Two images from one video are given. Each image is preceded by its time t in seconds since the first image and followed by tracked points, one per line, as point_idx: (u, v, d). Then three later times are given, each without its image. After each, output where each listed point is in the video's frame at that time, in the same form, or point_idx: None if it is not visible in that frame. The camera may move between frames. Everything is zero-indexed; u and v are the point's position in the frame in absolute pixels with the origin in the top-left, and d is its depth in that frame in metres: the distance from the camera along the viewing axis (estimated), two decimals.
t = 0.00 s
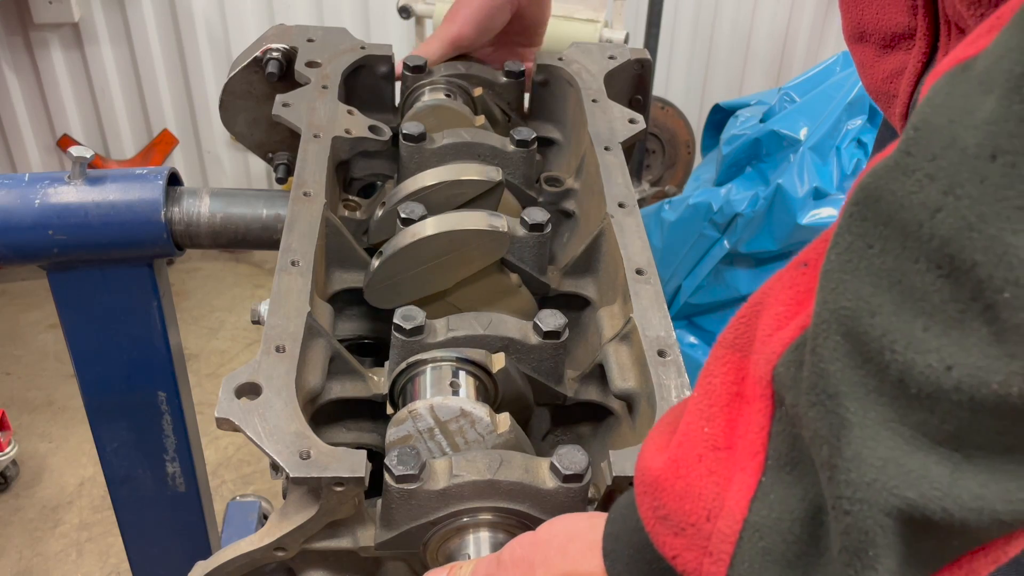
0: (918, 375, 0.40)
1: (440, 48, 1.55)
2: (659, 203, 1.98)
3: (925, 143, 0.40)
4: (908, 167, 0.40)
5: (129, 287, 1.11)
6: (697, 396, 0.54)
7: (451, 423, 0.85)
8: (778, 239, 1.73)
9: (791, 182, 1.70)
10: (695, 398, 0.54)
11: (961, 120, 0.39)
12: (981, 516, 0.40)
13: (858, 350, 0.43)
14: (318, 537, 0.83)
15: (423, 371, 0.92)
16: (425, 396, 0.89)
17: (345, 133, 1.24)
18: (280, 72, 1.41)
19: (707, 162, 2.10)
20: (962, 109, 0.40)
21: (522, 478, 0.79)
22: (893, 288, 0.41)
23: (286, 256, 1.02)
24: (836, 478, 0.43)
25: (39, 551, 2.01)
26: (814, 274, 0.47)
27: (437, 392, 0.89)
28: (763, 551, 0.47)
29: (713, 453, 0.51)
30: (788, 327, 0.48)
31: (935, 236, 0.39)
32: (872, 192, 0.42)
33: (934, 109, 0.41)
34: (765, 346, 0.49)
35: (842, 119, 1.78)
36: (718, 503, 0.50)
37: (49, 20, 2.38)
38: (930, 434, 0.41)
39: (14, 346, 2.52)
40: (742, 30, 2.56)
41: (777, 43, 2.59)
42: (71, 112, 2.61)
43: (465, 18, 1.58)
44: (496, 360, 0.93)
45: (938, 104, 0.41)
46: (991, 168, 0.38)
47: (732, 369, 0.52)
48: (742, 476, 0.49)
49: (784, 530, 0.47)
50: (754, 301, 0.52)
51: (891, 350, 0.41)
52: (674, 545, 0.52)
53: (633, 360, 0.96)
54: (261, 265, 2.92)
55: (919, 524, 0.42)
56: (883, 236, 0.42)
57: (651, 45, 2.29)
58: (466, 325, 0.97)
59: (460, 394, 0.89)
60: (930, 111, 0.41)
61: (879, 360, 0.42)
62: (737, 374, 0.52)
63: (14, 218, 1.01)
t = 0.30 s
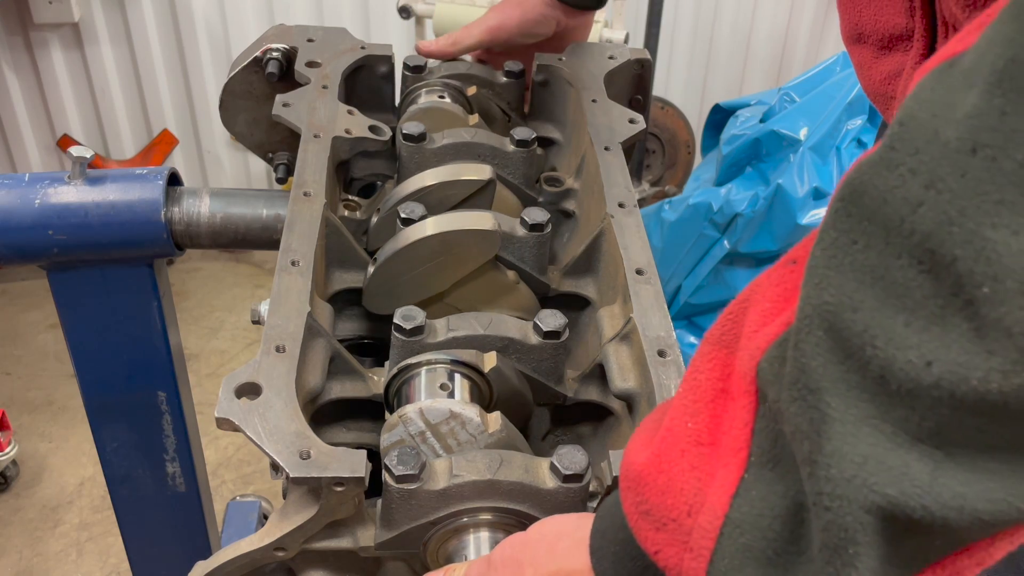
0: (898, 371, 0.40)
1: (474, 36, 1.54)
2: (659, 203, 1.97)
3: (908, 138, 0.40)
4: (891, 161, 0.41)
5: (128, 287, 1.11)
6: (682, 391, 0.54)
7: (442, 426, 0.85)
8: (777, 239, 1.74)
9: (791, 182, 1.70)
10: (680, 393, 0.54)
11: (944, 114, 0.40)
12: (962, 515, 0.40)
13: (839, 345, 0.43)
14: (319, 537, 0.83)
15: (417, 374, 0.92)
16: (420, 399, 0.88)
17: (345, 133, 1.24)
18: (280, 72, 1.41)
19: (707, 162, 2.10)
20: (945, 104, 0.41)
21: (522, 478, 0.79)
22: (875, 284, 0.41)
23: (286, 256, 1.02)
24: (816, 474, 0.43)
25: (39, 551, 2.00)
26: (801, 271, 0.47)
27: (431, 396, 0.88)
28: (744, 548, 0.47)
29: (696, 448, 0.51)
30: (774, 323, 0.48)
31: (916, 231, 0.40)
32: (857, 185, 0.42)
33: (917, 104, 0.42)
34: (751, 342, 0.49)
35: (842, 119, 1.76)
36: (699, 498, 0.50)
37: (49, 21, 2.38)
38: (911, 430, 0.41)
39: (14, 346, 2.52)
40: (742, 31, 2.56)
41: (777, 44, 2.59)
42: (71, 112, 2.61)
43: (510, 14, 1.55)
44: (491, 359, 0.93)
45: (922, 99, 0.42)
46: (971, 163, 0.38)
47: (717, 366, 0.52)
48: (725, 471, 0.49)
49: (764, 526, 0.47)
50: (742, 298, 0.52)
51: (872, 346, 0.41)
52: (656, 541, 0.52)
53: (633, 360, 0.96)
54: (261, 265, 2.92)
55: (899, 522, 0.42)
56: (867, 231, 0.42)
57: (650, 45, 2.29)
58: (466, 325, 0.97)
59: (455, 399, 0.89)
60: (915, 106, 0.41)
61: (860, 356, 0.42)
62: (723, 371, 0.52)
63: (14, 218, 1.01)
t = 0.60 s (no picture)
0: (878, 362, 0.40)
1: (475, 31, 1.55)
2: (659, 203, 1.97)
3: (894, 128, 0.40)
4: (876, 152, 0.41)
5: (128, 287, 1.11)
6: (666, 381, 0.54)
7: (430, 430, 0.85)
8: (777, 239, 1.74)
9: (790, 182, 1.70)
10: (663, 383, 0.54)
11: (929, 102, 0.40)
12: (940, 510, 0.40)
13: (821, 336, 0.42)
14: (319, 537, 0.83)
15: (411, 378, 0.92)
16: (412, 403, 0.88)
17: (345, 134, 1.24)
18: (280, 72, 1.41)
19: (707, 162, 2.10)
20: (931, 94, 0.40)
21: (522, 478, 0.79)
22: (859, 274, 0.41)
23: (286, 256, 1.02)
24: (795, 465, 0.43)
25: (38, 551, 2.01)
26: (787, 264, 0.47)
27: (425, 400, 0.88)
28: (721, 538, 0.48)
29: (677, 438, 0.51)
30: (759, 315, 0.48)
31: (899, 222, 0.39)
32: (842, 177, 0.42)
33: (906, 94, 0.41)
34: (735, 333, 0.49)
35: (842, 119, 1.74)
36: (678, 488, 0.50)
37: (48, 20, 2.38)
38: (892, 423, 0.41)
39: (14, 346, 2.52)
40: (742, 31, 2.56)
41: (778, 44, 2.59)
42: (71, 112, 2.61)
43: (516, 14, 1.55)
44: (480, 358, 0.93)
45: (909, 91, 0.41)
46: (954, 152, 0.38)
47: (702, 356, 0.52)
48: (705, 462, 0.50)
49: (742, 517, 0.47)
50: (730, 289, 0.52)
51: (853, 336, 0.41)
52: (635, 529, 0.52)
53: (633, 360, 0.96)
54: (261, 265, 2.92)
55: (877, 516, 0.42)
56: (852, 222, 0.42)
57: (651, 45, 2.29)
58: (466, 325, 0.97)
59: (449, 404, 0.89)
60: (901, 98, 0.41)
61: (842, 346, 0.42)
62: (707, 361, 0.52)
63: (14, 218, 1.01)
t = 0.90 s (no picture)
0: (860, 355, 0.40)
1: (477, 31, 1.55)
2: (659, 203, 1.98)
3: (879, 122, 0.41)
4: (862, 146, 0.41)
5: (128, 287, 1.11)
6: (653, 373, 0.54)
7: (418, 436, 0.85)
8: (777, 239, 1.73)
9: (790, 182, 1.70)
10: (650, 375, 0.54)
11: (914, 98, 0.40)
12: (920, 502, 0.40)
13: (805, 329, 0.42)
14: (318, 537, 0.83)
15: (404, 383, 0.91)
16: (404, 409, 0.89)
17: (345, 133, 1.24)
18: (280, 72, 1.41)
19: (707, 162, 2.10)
20: (916, 88, 0.40)
21: (522, 478, 0.79)
22: (845, 268, 0.41)
23: (287, 256, 1.02)
24: (777, 456, 0.43)
25: (39, 551, 2.01)
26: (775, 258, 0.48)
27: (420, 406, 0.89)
28: (702, 529, 0.48)
29: (662, 429, 0.52)
30: (745, 308, 0.49)
31: (883, 215, 0.40)
32: (830, 172, 0.42)
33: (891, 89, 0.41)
34: (722, 326, 0.49)
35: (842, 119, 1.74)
36: (661, 479, 0.51)
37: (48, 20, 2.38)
38: (873, 416, 0.41)
39: (14, 346, 2.52)
40: (743, 31, 2.56)
41: (778, 44, 2.59)
42: (71, 112, 2.61)
43: (516, 14, 1.55)
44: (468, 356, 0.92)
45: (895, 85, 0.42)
46: (937, 145, 0.38)
47: (689, 349, 0.53)
48: (688, 454, 0.50)
49: (723, 509, 0.47)
50: (718, 285, 0.53)
51: (835, 328, 0.41)
52: (618, 520, 0.52)
53: (633, 360, 0.96)
54: (260, 265, 2.92)
55: (858, 509, 0.42)
56: (838, 216, 0.42)
57: (650, 45, 2.29)
58: (466, 325, 0.97)
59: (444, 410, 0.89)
60: (887, 92, 0.41)
61: (824, 339, 0.42)
62: (694, 355, 0.52)
63: (14, 218, 1.01)
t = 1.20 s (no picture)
0: (822, 347, 0.41)
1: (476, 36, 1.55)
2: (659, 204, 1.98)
3: (850, 112, 0.42)
4: (832, 135, 0.42)
5: (129, 288, 1.11)
6: (612, 366, 0.56)
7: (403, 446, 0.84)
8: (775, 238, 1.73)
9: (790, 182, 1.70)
10: (610, 368, 0.55)
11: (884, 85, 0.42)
12: (879, 500, 0.40)
13: (768, 321, 0.43)
14: (318, 537, 0.83)
15: (398, 392, 0.92)
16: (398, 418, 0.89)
17: (345, 133, 1.24)
18: (280, 72, 1.41)
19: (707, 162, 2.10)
20: (886, 75, 0.42)
21: (522, 478, 0.80)
22: (809, 259, 0.42)
23: (286, 256, 1.01)
24: (736, 451, 0.44)
25: (38, 551, 2.00)
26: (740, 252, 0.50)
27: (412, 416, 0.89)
28: (658, 525, 0.48)
29: (621, 423, 0.53)
30: (710, 300, 0.50)
31: (849, 203, 0.41)
32: (798, 162, 0.43)
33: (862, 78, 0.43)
34: (685, 319, 0.51)
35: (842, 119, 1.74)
36: (619, 473, 0.52)
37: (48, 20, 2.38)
38: (834, 411, 0.41)
39: (14, 346, 2.52)
40: (743, 30, 2.56)
41: (778, 44, 2.59)
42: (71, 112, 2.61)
43: (515, 18, 1.55)
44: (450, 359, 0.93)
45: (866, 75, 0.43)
46: (905, 133, 0.39)
47: (649, 343, 0.54)
48: (648, 448, 0.50)
49: (681, 504, 0.48)
50: (681, 279, 0.55)
51: (799, 320, 0.41)
52: (574, 516, 0.53)
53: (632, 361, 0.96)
54: (261, 265, 2.92)
55: (816, 508, 0.42)
56: (805, 207, 0.42)
57: (650, 45, 2.29)
58: (466, 325, 0.96)
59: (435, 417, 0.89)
60: (858, 81, 0.43)
61: (787, 331, 0.42)
62: (654, 348, 0.54)
63: (14, 219, 1.02)
